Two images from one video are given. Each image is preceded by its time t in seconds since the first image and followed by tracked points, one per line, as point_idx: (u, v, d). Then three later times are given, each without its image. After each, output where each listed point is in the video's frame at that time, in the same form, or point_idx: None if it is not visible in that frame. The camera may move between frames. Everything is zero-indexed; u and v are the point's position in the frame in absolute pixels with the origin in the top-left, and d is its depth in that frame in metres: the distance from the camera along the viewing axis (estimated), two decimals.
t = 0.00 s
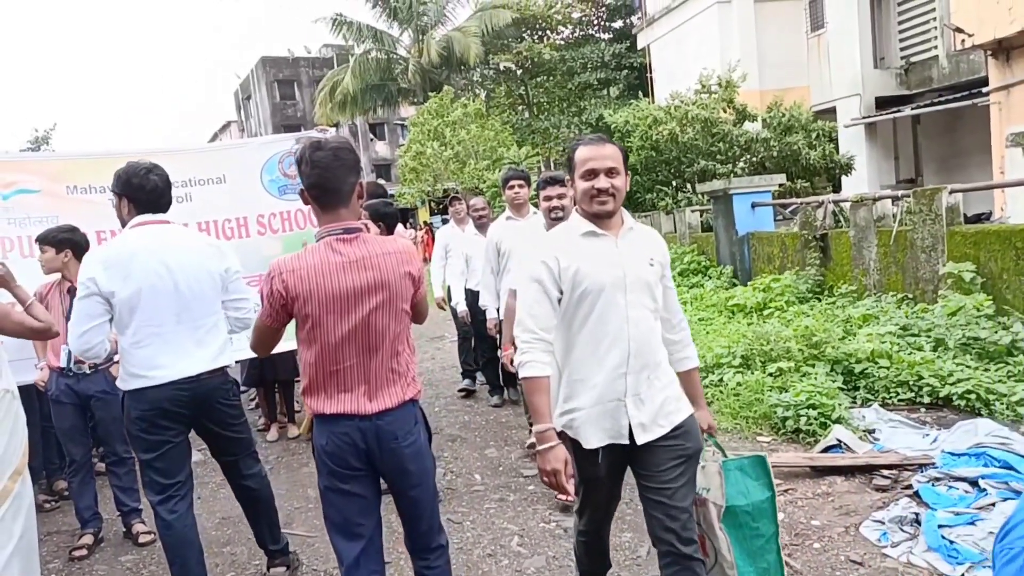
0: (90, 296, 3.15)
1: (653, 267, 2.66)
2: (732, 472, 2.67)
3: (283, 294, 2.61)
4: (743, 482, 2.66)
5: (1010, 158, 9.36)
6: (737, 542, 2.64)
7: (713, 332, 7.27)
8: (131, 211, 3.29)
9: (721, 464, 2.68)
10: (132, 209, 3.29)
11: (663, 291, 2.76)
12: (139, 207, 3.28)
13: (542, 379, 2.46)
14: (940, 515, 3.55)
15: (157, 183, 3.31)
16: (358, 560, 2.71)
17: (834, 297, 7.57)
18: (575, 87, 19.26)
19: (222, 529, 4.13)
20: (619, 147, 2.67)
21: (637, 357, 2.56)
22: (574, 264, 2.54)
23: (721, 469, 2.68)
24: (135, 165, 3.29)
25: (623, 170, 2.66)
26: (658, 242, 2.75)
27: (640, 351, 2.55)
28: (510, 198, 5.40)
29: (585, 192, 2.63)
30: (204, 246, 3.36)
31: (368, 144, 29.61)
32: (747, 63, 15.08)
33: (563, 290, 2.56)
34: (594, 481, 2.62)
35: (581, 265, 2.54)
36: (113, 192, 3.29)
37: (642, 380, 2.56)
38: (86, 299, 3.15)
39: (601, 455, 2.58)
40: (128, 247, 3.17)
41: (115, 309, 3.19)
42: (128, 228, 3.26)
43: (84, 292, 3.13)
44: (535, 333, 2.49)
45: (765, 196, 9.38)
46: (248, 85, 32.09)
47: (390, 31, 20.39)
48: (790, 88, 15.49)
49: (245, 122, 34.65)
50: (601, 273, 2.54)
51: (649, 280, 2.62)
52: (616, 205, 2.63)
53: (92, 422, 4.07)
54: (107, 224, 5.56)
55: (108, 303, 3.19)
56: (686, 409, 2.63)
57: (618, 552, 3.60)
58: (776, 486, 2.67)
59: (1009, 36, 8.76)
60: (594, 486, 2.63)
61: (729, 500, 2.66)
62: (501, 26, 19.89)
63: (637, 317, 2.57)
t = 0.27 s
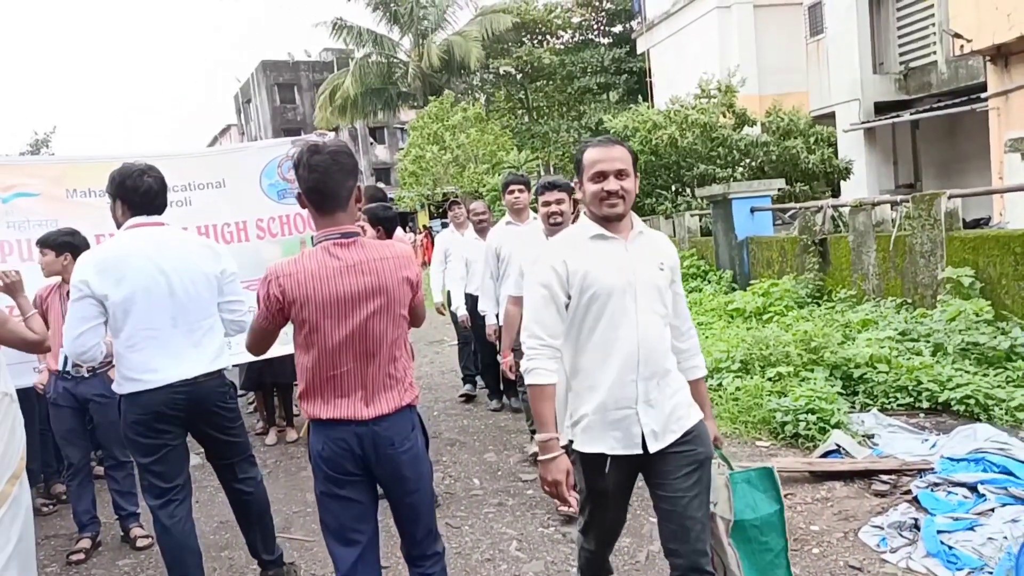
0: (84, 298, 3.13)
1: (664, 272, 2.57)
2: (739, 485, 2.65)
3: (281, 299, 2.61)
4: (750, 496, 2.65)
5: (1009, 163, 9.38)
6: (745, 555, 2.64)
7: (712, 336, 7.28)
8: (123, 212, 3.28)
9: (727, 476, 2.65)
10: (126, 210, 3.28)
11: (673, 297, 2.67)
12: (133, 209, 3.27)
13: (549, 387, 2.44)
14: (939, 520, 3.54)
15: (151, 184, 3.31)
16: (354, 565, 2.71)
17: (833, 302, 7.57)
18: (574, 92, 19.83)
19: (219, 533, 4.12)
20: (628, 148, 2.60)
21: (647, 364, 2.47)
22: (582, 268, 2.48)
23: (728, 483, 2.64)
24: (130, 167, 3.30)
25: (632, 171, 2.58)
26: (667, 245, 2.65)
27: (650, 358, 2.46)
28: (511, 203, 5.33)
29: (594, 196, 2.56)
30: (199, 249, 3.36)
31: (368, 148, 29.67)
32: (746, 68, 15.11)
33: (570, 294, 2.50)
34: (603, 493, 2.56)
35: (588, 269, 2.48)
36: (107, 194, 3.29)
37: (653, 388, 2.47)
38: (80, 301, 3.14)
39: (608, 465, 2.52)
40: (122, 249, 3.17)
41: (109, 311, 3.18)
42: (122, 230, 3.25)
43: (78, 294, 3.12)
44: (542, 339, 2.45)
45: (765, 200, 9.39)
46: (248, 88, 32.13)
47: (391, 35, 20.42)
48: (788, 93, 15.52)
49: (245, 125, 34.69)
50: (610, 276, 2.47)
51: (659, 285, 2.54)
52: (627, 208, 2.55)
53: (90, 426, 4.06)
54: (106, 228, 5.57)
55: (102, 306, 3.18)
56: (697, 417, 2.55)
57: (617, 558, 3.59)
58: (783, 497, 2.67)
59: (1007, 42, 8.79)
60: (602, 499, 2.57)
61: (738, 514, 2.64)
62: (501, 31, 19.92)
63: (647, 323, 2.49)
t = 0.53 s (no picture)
0: (78, 302, 3.14)
1: (673, 274, 2.55)
2: (746, 494, 2.66)
3: (277, 303, 2.60)
4: (758, 504, 2.66)
5: (1007, 167, 9.40)
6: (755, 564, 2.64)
7: (711, 339, 7.28)
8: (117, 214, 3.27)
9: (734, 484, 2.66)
10: (121, 213, 3.28)
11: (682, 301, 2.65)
12: (127, 211, 3.26)
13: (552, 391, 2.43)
14: (938, 523, 3.54)
15: (146, 185, 3.30)
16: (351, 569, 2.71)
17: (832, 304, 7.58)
18: (573, 95, 19.92)
19: (217, 537, 4.12)
20: (636, 149, 2.60)
21: (657, 368, 2.45)
22: (590, 269, 2.47)
23: (736, 491, 2.64)
24: (125, 169, 3.29)
25: (642, 172, 2.58)
26: (677, 250, 2.64)
27: (659, 362, 2.45)
28: (510, 206, 5.32)
29: (604, 196, 2.54)
30: (195, 251, 3.36)
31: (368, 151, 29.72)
32: (745, 71, 15.13)
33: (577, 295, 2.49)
34: (613, 506, 2.48)
35: (595, 271, 2.47)
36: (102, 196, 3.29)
37: (661, 392, 2.45)
38: (75, 304, 3.14)
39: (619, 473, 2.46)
40: (117, 252, 3.16)
41: (103, 314, 3.18)
42: (117, 232, 3.25)
43: (73, 297, 3.12)
44: (548, 342, 2.44)
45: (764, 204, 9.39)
46: (247, 91, 32.17)
47: (390, 38, 20.43)
48: (786, 96, 15.56)
49: (244, 128, 34.72)
50: (617, 278, 2.46)
51: (668, 288, 2.52)
52: (636, 208, 2.54)
53: (89, 430, 4.06)
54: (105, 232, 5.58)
55: (96, 309, 3.17)
56: (710, 423, 2.53)
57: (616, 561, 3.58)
58: (792, 506, 2.67)
59: (1005, 45, 8.81)
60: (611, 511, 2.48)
61: (745, 524, 2.65)
62: (501, 34, 19.95)
63: (655, 326, 2.47)
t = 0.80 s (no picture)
0: (74, 307, 3.15)
1: (681, 278, 2.54)
2: (756, 503, 2.62)
3: (274, 307, 2.61)
4: (768, 514, 2.62)
5: (1006, 170, 9.41)
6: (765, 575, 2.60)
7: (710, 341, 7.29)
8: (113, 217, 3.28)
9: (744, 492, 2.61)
10: (116, 216, 3.28)
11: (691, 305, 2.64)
12: (123, 214, 3.27)
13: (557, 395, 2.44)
14: (937, 527, 3.54)
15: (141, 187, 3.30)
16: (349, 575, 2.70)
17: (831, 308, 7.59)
18: (573, 98, 19.84)
19: (216, 541, 4.11)
20: (644, 148, 2.60)
21: (665, 374, 2.44)
22: (596, 272, 2.46)
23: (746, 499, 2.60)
24: (120, 172, 3.29)
25: (650, 171, 2.57)
26: (686, 252, 2.63)
27: (667, 368, 2.44)
28: (510, 209, 5.32)
29: (612, 195, 2.53)
30: (192, 253, 3.36)
31: (367, 154, 29.76)
32: (744, 74, 15.16)
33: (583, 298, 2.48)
34: (623, 514, 2.43)
35: (601, 273, 2.46)
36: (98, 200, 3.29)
37: (668, 399, 2.44)
38: (71, 308, 3.15)
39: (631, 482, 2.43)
40: (113, 255, 3.16)
41: (100, 318, 3.18)
42: (113, 236, 3.26)
43: (69, 301, 3.13)
44: (553, 346, 2.45)
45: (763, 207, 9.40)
46: (247, 94, 32.21)
47: (390, 41, 20.44)
48: (785, 100, 15.58)
49: (244, 131, 34.77)
50: (623, 280, 2.45)
51: (676, 292, 2.51)
52: (645, 208, 2.52)
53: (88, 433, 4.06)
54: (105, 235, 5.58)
55: (93, 313, 3.19)
56: (721, 433, 2.52)
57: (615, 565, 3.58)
58: (802, 514, 2.63)
59: (1004, 49, 8.82)
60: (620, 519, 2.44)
61: (755, 534, 2.60)
62: (501, 38, 19.99)
63: (663, 330, 2.46)
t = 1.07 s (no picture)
0: (71, 312, 3.15)
1: (690, 281, 2.53)
2: (766, 512, 2.63)
3: (271, 311, 2.61)
4: (778, 524, 2.62)
5: (1004, 175, 9.42)
6: None
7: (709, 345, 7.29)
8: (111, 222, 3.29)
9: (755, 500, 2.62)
10: (113, 220, 3.29)
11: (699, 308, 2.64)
12: (120, 218, 3.27)
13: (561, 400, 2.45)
14: (936, 531, 3.54)
15: (138, 191, 3.30)
16: None
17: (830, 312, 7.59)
18: (573, 102, 19.72)
19: (213, 545, 4.10)
20: (654, 148, 2.61)
21: (671, 378, 2.43)
22: (602, 274, 2.46)
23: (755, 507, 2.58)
24: (117, 175, 3.30)
25: (659, 171, 2.58)
26: (695, 254, 2.63)
27: (674, 373, 2.43)
28: (508, 212, 5.31)
29: (620, 195, 2.53)
30: (190, 257, 3.36)
31: (367, 157, 29.79)
32: (742, 79, 15.17)
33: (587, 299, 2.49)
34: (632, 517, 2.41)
35: (606, 275, 2.46)
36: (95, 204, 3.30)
37: (674, 403, 2.44)
38: (68, 313, 3.16)
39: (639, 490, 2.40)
40: (109, 260, 3.16)
41: (96, 323, 3.19)
42: (110, 240, 3.26)
43: (66, 306, 3.14)
44: (556, 349, 2.45)
45: (761, 211, 9.40)
46: (247, 98, 32.24)
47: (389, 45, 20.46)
48: (784, 105, 15.59)
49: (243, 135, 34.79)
50: (629, 283, 2.44)
51: (684, 295, 2.50)
52: (653, 208, 2.53)
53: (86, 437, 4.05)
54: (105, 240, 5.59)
55: (89, 318, 3.19)
56: (725, 438, 2.52)
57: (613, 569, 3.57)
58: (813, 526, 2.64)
59: (1002, 55, 8.84)
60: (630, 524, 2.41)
61: (765, 544, 2.60)
62: (501, 42, 19.99)
63: (669, 334, 2.45)
